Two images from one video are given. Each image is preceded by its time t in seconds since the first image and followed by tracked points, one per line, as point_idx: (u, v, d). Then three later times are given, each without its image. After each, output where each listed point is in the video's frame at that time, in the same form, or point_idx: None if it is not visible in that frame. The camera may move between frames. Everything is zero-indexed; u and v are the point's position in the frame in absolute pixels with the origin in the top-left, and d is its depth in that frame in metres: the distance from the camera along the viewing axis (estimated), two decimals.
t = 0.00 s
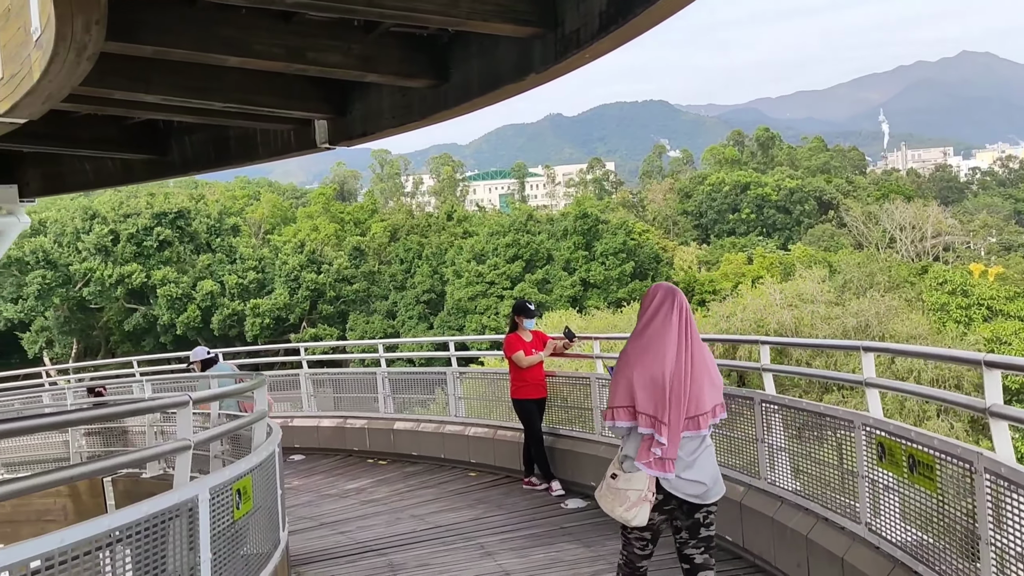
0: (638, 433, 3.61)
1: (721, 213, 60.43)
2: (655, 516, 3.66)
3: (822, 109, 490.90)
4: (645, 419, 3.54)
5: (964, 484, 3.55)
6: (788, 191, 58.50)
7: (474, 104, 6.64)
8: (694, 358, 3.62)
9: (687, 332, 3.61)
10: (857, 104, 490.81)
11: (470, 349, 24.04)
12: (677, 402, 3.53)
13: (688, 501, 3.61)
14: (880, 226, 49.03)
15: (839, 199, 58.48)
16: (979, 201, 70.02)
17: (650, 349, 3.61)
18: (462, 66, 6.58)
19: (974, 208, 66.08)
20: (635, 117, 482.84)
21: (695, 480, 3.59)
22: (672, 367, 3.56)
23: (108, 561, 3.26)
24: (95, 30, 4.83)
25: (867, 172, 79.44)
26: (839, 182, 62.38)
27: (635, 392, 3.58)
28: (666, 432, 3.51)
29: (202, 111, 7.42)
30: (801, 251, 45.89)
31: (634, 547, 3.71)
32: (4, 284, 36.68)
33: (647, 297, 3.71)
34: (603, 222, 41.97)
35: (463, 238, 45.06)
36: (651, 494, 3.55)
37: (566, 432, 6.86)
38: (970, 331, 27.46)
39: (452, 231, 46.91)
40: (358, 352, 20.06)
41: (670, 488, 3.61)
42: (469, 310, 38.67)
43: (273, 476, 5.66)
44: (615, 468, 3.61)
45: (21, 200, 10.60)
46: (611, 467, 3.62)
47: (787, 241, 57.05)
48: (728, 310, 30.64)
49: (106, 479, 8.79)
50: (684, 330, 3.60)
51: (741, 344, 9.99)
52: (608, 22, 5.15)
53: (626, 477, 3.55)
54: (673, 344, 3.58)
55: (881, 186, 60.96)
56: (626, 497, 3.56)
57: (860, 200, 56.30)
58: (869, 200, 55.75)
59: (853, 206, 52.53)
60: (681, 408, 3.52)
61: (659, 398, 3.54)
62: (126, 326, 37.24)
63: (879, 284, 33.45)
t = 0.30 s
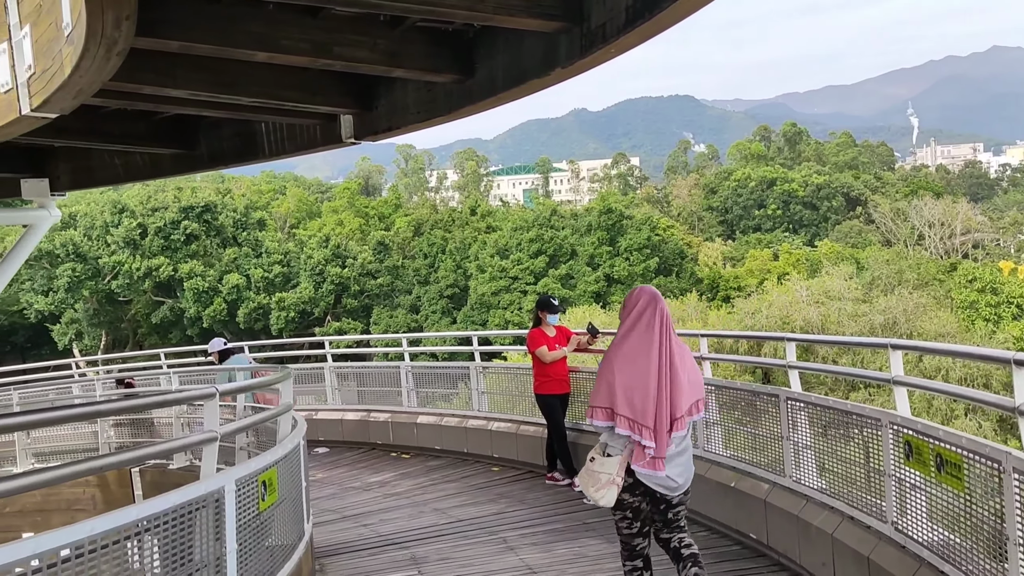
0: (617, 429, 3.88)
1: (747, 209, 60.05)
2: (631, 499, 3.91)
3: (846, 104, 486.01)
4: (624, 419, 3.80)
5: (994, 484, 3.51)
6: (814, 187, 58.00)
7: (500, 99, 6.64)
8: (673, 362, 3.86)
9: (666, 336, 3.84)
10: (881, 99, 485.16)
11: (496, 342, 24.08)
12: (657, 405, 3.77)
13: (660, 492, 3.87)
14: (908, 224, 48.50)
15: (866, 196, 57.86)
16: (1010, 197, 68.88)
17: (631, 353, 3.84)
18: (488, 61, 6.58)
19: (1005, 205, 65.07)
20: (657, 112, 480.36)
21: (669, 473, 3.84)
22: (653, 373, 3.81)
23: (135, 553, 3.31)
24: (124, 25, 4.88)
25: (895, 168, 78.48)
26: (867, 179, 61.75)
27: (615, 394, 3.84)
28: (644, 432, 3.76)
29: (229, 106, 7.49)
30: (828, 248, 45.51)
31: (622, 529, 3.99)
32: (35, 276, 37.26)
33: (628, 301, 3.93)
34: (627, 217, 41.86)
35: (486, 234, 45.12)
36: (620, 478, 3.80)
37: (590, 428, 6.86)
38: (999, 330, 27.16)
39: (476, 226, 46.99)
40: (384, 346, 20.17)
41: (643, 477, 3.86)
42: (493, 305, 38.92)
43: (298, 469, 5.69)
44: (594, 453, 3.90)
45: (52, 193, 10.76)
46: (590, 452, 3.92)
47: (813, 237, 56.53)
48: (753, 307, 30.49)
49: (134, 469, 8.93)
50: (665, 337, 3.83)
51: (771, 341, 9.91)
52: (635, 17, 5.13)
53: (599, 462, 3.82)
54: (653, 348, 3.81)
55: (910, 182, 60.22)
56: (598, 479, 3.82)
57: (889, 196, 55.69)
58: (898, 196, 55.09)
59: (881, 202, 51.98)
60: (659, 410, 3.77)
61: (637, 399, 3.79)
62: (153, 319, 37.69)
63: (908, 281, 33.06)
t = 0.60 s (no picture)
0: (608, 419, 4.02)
1: (761, 208, 59.87)
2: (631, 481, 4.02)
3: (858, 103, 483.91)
4: (613, 410, 3.94)
5: (1010, 485, 3.49)
6: (829, 186, 57.75)
7: (515, 96, 6.63)
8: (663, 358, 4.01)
9: (658, 333, 4.01)
10: (893, 98, 482.56)
11: (512, 338, 24.13)
12: (647, 399, 3.93)
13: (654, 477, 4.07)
14: (924, 223, 48.25)
15: (881, 195, 57.56)
16: None
17: (621, 348, 3.98)
18: (503, 58, 6.58)
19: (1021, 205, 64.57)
20: (668, 111, 479.21)
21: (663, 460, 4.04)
22: (645, 369, 3.95)
23: (147, 547, 3.31)
24: (141, 22, 4.92)
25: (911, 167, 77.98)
26: (881, 178, 61.44)
27: (604, 385, 3.98)
28: (632, 424, 3.91)
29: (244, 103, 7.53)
30: (842, 247, 45.36)
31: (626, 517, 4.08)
32: (50, 271, 37.49)
33: (620, 298, 4.08)
34: (641, 215, 41.79)
35: (499, 232, 45.15)
36: (617, 465, 3.91)
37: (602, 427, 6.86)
38: (1014, 330, 27.01)
39: (489, 224, 47.02)
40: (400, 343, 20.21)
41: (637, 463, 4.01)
42: (506, 303, 38.97)
43: (311, 466, 5.69)
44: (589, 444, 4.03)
45: (68, 189, 10.81)
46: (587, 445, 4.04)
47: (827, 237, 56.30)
48: (767, 306, 30.39)
49: (148, 464, 8.97)
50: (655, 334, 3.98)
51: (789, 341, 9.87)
52: (651, 14, 5.11)
53: (595, 452, 3.92)
54: (643, 344, 3.96)
55: (926, 181, 59.87)
56: (598, 469, 3.92)
57: (904, 195, 55.39)
58: (913, 196, 54.75)
59: (896, 201, 51.73)
60: (648, 403, 3.92)
61: (628, 392, 3.94)
62: (167, 315, 37.95)
63: (923, 281, 32.85)
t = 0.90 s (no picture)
0: (604, 412, 4.09)
1: (766, 207, 59.78)
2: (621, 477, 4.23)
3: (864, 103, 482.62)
4: (611, 400, 4.03)
5: (1013, 486, 3.48)
6: (834, 185, 57.60)
7: (521, 94, 6.63)
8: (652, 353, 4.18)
9: (649, 332, 4.19)
10: (899, 98, 481.11)
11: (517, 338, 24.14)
12: (639, 388, 4.06)
13: (647, 465, 4.18)
14: (929, 223, 48.04)
15: (887, 195, 57.38)
16: None
17: (614, 343, 4.13)
18: (510, 57, 6.57)
19: None
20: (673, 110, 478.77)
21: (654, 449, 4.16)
22: (637, 360, 4.10)
23: (151, 543, 3.32)
24: (146, 20, 4.92)
25: (917, 167, 77.73)
26: (887, 178, 61.24)
27: (598, 375, 4.09)
28: (625, 412, 4.01)
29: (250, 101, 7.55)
30: (847, 246, 45.26)
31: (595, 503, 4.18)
32: (56, 268, 37.66)
33: (612, 299, 4.26)
34: (645, 214, 41.71)
35: (504, 230, 45.13)
36: (615, 460, 4.07)
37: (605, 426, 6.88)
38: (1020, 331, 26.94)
39: (494, 222, 47.03)
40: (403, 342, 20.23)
41: (634, 456, 4.15)
42: (510, 302, 38.96)
43: (315, 463, 5.69)
44: (583, 439, 4.09)
45: (73, 186, 10.85)
46: (580, 439, 4.12)
47: (832, 236, 56.15)
48: (771, 306, 30.27)
49: (152, 461, 8.99)
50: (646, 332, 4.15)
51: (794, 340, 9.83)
52: (656, 13, 5.10)
53: (595, 447, 4.05)
54: (636, 340, 4.12)
55: (932, 181, 59.66)
56: (595, 464, 4.07)
57: (909, 196, 55.20)
58: (919, 196, 54.53)
59: (902, 201, 51.63)
60: (644, 393, 4.06)
61: (625, 384, 4.05)
62: (172, 312, 38.04)
63: (928, 282, 32.72)
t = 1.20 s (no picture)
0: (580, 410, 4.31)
1: (762, 208, 59.87)
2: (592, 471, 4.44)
3: (862, 104, 483.36)
4: (590, 400, 4.26)
5: (1007, 488, 3.49)
6: (831, 186, 57.69)
7: (518, 94, 6.63)
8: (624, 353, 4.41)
9: (619, 331, 4.41)
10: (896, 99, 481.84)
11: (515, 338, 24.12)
12: (618, 388, 4.30)
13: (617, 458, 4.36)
14: (925, 224, 48.10)
15: (883, 196, 57.46)
16: None
17: (588, 346, 4.33)
18: (507, 56, 6.57)
19: None
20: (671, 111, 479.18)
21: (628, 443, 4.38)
22: (613, 362, 4.31)
23: (146, 544, 3.32)
24: (142, 19, 4.91)
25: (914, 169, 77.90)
26: (883, 179, 61.33)
27: (575, 375, 4.29)
28: (603, 411, 4.26)
29: (246, 101, 7.55)
30: (843, 247, 45.36)
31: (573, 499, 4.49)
32: (52, 268, 37.64)
33: (582, 300, 4.42)
34: (642, 215, 41.73)
35: (500, 231, 45.14)
36: (591, 454, 4.32)
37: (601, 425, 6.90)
38: (1016, 332, 27.02)
39: (491, 222, 47.05)
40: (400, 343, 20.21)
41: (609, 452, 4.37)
42: (507, 302, 38.93)
43: (310, 464, 5.68)
44: (558, 437, 4.35)
45: (69, 185, 10.85)
46: (555, 435, 4.37)
47: (829, 237, 56.24)
48: (768, 307, 30.28)
49: (148, 461, 8.97)
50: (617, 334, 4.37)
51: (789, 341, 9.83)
52: (652, 14, 5.10)
53: (572, 442, 4.30)
54: (608, 343, 4.34)
55: (928, 182, 59.78)
56: (571, 457, 4.33)
57: (906, 197, 55.30)
58: (915, 197, 54.62)
59: (898, 202, 51.77)
60: (623, 393, 4.30)
61: (603, 384, 4.28)
62: (168, 312, 38.01)
63: (924, 283, 32.74)
